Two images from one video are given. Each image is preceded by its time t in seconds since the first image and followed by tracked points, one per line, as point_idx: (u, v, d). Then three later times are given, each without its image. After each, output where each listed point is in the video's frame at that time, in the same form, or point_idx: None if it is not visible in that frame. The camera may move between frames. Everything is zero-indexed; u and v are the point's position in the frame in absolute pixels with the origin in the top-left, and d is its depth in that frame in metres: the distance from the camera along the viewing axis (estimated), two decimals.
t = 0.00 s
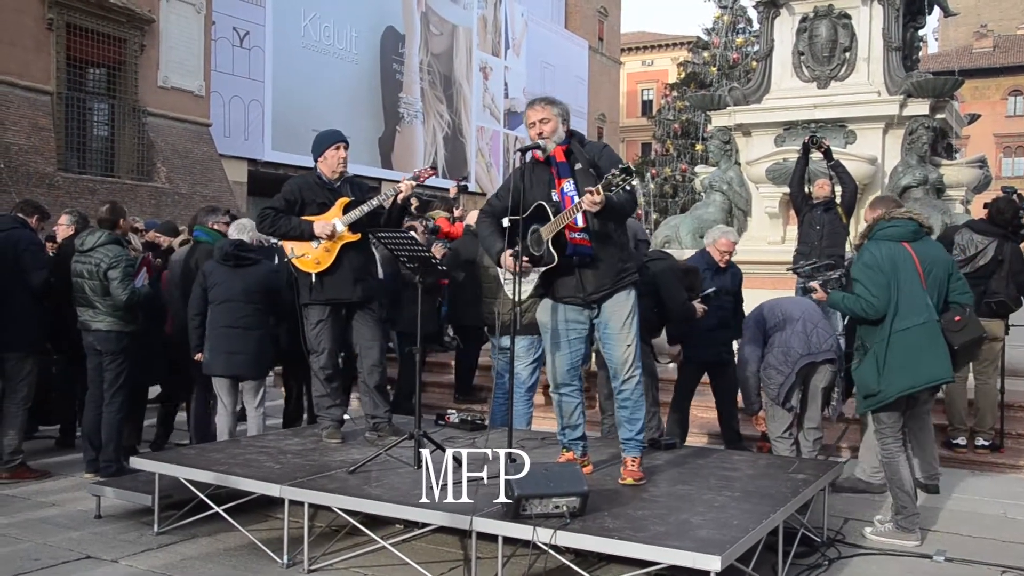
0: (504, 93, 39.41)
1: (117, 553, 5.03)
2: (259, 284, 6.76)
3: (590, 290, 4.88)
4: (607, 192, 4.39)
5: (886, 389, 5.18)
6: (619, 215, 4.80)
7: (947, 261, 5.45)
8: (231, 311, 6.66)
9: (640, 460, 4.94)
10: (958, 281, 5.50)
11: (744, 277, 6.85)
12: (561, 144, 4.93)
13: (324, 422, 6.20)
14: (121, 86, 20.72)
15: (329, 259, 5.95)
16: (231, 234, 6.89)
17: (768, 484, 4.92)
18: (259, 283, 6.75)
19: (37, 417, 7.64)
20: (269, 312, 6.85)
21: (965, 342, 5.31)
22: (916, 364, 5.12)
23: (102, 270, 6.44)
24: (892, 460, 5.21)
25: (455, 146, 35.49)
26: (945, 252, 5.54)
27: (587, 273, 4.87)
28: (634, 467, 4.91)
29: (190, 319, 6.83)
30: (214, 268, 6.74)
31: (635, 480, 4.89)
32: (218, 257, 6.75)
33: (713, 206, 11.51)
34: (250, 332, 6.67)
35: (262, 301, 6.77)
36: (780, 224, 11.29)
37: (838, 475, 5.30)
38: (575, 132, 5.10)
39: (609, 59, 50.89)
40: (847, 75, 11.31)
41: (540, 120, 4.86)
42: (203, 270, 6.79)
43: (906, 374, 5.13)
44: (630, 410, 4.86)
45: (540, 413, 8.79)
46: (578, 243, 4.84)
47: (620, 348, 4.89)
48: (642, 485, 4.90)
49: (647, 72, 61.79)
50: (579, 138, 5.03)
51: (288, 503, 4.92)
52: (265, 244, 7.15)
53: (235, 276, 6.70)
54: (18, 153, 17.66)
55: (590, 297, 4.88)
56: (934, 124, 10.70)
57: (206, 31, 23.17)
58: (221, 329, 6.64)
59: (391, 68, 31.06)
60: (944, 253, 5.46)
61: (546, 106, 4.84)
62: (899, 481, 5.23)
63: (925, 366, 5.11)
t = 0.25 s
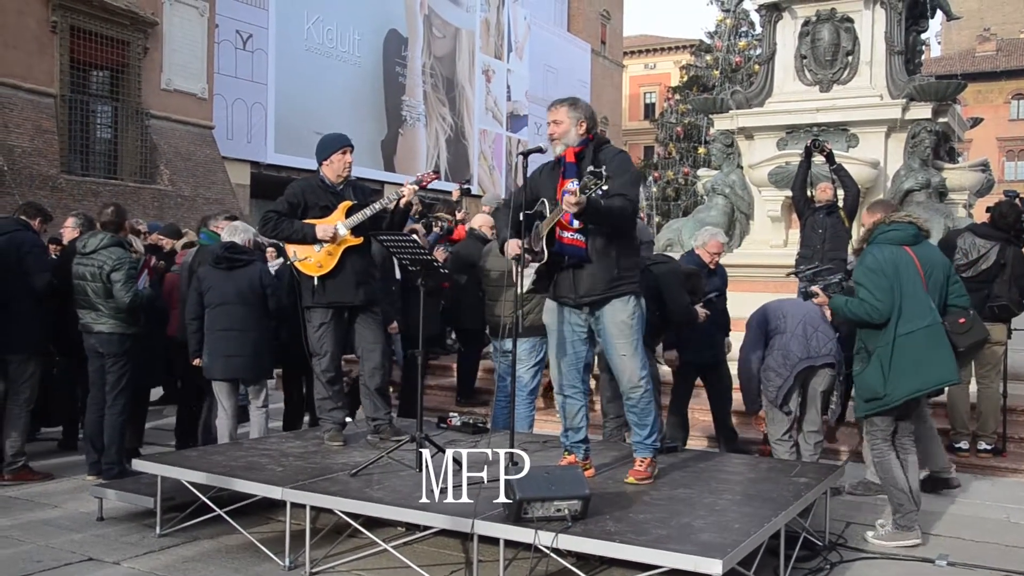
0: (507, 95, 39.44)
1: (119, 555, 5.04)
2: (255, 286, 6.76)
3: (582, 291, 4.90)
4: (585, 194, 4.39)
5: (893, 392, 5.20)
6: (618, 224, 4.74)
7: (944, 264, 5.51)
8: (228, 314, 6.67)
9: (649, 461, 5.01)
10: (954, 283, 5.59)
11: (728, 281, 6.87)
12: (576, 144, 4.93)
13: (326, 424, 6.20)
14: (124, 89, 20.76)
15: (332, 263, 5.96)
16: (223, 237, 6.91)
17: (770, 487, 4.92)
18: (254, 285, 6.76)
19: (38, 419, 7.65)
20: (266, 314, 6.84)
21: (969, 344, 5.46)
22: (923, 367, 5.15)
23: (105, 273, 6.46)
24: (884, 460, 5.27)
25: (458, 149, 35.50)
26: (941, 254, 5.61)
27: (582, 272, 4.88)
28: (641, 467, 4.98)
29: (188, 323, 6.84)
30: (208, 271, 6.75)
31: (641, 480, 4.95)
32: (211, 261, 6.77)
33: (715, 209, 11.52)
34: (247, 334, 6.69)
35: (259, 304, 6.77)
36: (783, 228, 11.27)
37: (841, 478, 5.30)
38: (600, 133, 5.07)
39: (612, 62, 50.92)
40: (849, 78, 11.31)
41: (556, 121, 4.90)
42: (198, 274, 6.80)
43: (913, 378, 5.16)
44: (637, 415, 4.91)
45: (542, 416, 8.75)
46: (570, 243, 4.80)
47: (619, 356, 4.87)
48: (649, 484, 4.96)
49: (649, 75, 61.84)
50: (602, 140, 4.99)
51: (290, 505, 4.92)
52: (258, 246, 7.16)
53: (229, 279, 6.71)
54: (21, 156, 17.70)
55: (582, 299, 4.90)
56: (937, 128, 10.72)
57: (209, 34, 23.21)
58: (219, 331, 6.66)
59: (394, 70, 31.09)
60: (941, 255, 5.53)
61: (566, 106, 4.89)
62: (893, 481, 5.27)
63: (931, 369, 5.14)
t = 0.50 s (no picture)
0: (506, 93, 39.42)
1: (119, 553, 5.04)
2: (254, 284, 6.76)
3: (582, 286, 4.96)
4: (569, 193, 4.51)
5: (893, 388, 5.21)
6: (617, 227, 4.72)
7: (937, 261, 5.55)
8: (228, 312, 6.68)
9: (649, 460, 5.01)
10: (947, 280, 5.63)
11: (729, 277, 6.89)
12: (599, 142, 4.92)
13: (325, 423, 6.18)
14: (123, 87, 20.74)
15: (333, 261, 5.96)
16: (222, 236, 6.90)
17: (769, 485, 4.92)
18: (254, 284, 6.75)
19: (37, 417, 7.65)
20: (265, 313, 6.83)
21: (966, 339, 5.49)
22: (923, 361, 5.18)
23: (104, 271, 6.46)
24: (852, 449, 5.44)
25: (457, 146, 35.49)
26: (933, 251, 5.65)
27: (584, 268, 4.92)
28: (641, 466, 4.98)
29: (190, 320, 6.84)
30: (207, 270, 6.74)
31: (640, 478, 4.95)
32: (210, 260, 6.76)
33: (715, 206, 11.52)
34: (246, 332, 6.68)
35: (258, 302, 6.77)
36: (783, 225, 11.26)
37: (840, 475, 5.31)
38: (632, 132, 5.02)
39: (611, 59, 50.88)
40: (849, 75, 11.30)
41: (584, 118, 4.94)
42: (197, 273, 6.80)
43: (914, 372, 5.18)
44: (637, 414, 4.91)
45: (541, 414, 8.75)
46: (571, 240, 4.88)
47: (621, 355, 4.89)
48: (648, 482, 4.96)
49: (649, 73, 61.81)
50: (630, 139, 4.95)
51: (289, 503, 4.92)
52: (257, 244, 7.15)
53: (228, 278, 6.71)
54: (20, 154, 17.69)
55: (582, 295, 4.95)
56: (936, 125, 10.71)
57: (208, 32, 23.19)
58: (218, 330, 6.66)
59: (393, 68, 31.08)
60: (933, 252, 5.58)
61: (593, 103, 4.92)
62: (862, 470, 5.41)
63: (931, 362, 5.17)
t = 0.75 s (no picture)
0: (503, 94, 39.43)
1: (115, 553, 5.04)
2: (256, 285, 6.76)
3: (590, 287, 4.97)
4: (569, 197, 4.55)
5: (872, 388, 5.28)
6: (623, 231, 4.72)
7: (920, 261, 5.57)
8: (229, 313, 6.68)
9: (645, 461, 5.01)
10: (930, 280, 5.64)
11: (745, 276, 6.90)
12: (615, 145, 4.92)
13: (322, 423, 6.17)
14: (119, 88, 20.72)
15: (332, 262, 5.96)
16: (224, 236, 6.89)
17: (765, 485, 4.93)
18: (255, 284, 6.75)
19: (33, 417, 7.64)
20: (265, 313, 6.83)
21: (946, 339, 5.52)
22: (901, 362, 5.24)
23: (99, 271, 6.45)
24: (836, 453, 5.60)
25: (454, 147, 35.48)
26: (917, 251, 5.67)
27: (591, 269, 4.95)
28: (637, 467, 4.98)
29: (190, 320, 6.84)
30: (209, 271, 6.74)
31: (637, 479, 4.95)
32: (213, 261, 6.75)
33: (711, 207, 11.52)
34: (247, 332, 6.68)
35: (258, 303, 6.77)
36: (778, 225, 11.35)
37: (836, 475, 5.32)
38: (649, 136, 5.02)
39: (608, 60, 50.90)
40: (845, 76, 11.33)
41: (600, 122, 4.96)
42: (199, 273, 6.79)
43: (892, 373, 5.23)
44: (634, 417, 4.93)
45: (537, 414, 8.74)
46: (582, 242, 4.92)
47: (619, 359, 4.89)
48: (645, 483, 4.96)
49: (645, 74, 61.84)
50: (647, 143, 4.96)
51: (286, 503, 4.92)
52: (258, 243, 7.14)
53: (230, 278, 6.71)
54: (15, 154, 17.67)
55: (588, 297, 4.97)
56: (932, 126, 10.72)
57: (205, 32, 23.18)
58: (219, 330, 6.66)
59: (390, 69, 31.08)
60: (917, 252, 5.59)
61: (610, 107, 4.92)
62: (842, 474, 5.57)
63: (910, 363, 5.22)
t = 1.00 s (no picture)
0: (499, 95, 39.45)
1: (109, 554, 5.03)
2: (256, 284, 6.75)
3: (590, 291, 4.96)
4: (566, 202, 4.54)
5: (844, 390, 5.35)
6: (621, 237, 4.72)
7: (898, 263, 5.58)
8: (228, 312, 6.67)
9: (641, 463, 5.01)
10: (909, 282, 5.63)
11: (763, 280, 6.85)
12: (619, 150, 4.94)
13: (316, 424, 6.16)
14: (114, 88, 20.69)
15: (328, 263, 5.95)
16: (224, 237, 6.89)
17: (760, 486, 4.93)
18: (256, 284, 6.75)
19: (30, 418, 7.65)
20: (264, 313, 6.83)
21: (920, 339, 5.40)
22: (871, 364, 5.29)
23: (92, 271, 6.44)
24: (825, 453, 5.64)
25: (449, 148, 35.48)
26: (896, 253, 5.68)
27: (591, 272, 4.96)
28: (632, 469, 4.99)
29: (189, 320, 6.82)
30: (210, 271, 6.73)
31: (631, 480, 4.96)
32: (213, 260, 6.75)
33: (706, 209, 11.50)
34: (246, 332, 6.67)
35: (258, 303, 6.76)
36: (774, 227, 11.37)
37: (829, 475, 5.32)
38: (654, 141, 5.02)
39: (604, 62, 50.93)
40: (840, 78, 11.33)
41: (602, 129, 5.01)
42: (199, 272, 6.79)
43: (862, 375, 5.29)
44: (629, 420, 4.92)
45: (532, 415, 8.73)
46: (583, 245, 4.95)
47: (615, 360, 4.90)
48: (640, 484, 4.97)
49: (641, 75, 61.92)
50: (652, 148, 4.95)
51: (281, 504, 4.91)
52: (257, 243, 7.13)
53: (230, 277, 6.70)
54: (10, 154, 17.64)
55: (587, 299, 4.97)
56: (926, 128, 10.77)
57: (200, 33, 23.16)
58: (219, 329, 6.65)
59: (385, 70, 31.07)
60: (895, 253, 5.60)
61: (614, 113, 4.98)
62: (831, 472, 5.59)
63: (880, 364, 5.27)
